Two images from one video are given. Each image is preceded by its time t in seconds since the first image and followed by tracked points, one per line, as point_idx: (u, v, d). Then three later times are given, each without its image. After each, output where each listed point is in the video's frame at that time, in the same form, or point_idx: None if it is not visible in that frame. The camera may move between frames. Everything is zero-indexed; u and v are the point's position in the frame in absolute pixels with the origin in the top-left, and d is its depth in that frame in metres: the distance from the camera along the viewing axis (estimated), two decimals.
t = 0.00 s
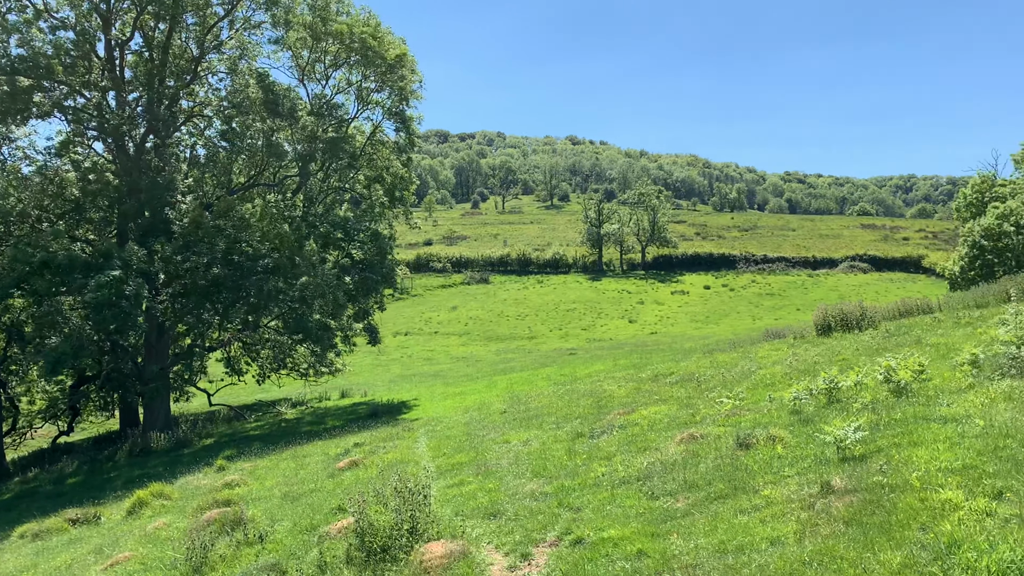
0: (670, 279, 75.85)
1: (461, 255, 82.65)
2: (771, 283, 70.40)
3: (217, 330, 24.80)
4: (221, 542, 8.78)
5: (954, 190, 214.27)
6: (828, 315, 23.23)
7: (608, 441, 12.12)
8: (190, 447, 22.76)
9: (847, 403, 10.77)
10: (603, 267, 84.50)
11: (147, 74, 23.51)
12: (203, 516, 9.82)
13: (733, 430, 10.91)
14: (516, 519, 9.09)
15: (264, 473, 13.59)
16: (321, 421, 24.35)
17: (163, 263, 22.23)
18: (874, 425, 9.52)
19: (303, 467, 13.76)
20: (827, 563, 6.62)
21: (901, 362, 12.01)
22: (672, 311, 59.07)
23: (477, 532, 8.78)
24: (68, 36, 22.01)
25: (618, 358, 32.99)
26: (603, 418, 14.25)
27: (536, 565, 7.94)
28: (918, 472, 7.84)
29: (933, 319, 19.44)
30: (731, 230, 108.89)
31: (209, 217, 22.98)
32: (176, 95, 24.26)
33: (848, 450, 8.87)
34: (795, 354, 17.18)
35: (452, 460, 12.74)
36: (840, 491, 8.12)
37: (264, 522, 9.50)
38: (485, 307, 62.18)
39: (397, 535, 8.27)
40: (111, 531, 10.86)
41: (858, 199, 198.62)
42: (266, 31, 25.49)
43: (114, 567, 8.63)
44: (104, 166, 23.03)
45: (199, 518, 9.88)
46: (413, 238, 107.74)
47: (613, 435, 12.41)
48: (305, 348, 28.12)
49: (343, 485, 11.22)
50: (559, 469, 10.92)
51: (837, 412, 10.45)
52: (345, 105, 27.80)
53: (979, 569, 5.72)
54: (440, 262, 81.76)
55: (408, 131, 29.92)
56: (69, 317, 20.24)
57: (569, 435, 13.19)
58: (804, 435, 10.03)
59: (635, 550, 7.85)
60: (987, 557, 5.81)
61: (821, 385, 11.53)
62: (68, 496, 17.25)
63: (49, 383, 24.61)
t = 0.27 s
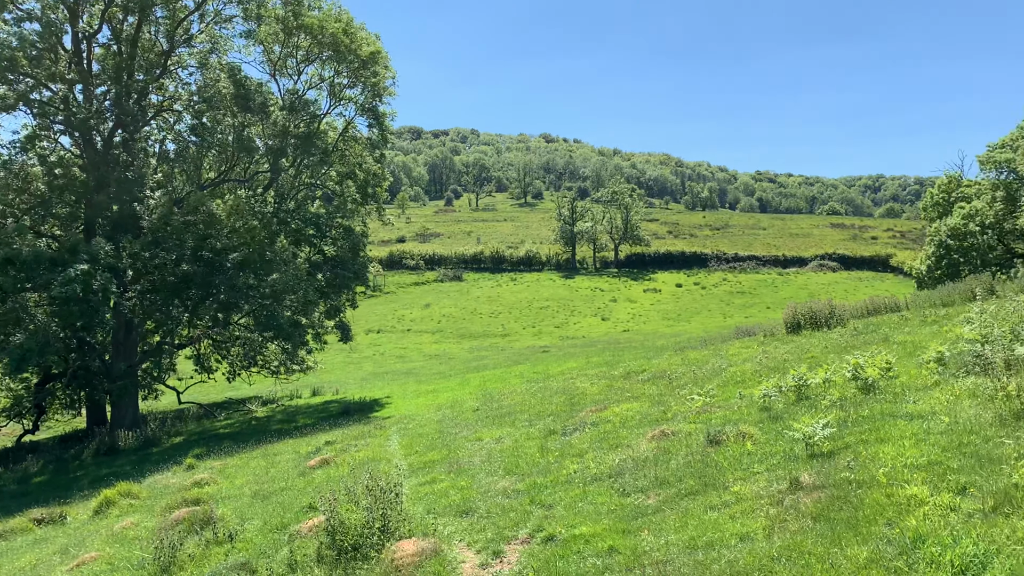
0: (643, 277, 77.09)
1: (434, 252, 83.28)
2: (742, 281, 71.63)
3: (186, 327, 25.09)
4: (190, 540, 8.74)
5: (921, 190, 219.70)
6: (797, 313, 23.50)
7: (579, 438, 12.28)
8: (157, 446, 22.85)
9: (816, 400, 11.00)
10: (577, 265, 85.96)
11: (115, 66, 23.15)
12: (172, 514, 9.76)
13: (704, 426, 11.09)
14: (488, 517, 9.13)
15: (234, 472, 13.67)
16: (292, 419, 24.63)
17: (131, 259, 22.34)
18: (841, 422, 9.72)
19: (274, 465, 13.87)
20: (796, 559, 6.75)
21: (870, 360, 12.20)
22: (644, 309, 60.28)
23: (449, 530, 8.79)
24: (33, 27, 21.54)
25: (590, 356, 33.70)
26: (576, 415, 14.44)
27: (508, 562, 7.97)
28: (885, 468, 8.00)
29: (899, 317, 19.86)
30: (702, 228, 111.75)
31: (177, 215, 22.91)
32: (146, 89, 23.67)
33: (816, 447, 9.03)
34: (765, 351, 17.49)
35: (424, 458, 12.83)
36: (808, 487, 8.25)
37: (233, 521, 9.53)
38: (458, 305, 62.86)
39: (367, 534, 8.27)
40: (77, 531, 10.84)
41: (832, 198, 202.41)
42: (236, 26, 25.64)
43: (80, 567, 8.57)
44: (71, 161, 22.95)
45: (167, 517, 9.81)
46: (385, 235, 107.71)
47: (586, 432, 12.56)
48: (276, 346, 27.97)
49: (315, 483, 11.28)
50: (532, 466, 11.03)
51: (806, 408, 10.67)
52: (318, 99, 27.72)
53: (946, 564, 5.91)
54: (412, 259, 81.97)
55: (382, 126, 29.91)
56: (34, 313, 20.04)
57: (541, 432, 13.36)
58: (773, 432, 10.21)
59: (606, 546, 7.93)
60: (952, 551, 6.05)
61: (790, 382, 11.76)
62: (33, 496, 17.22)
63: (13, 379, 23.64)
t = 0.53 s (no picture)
0: (616, 275, 78.46)
1: (407, 250, 84.74)
2: (712, 280, 73.40)
3: (154, 326, 24.72)
4: (158, 540, 8.70)
5: (889, 190, 225.29)
6: (767, 312, 23.89)
7: (551, 436, 12.46)
8: (125, 446, 22.44)
9: (785, 397, 11.26)
10: (550, 263, 87.78)
11: (82, 60, 23.08)
12: (141, 515, 9.74)
13: (675, 423, 11.31)
14: (460, 515, 9.18)
15: (203, 471, 13.75)
16: (262, 417, 24.96)
17: (98, 255, 22.01)
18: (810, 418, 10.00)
19: (243, 464, 13.99)
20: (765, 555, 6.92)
21: (839, 356, 12.54)
22: (617, 307, 61.57)
23: (421, 528, 8.83)
24: None
25: (562, 354, 34.38)
26: (548, 413, 14.67)
27: (480, 559, 8.02)
28: (852, 463, 8.23)
29: (868, 315, 20.24)
30: (673, 227, 114.43)
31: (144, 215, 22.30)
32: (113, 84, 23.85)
33: (785, 443, 9.22)
34: (735, 350, 17.86)
35: (396, 456, 12.93)
36: (778, 483, 8.45)
37: (203, 521, 9.54)
38: (430, 303, 63.77)
39: (338, 532, 8.29)
40: (42, 532, 10.78)
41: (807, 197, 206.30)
42: (206, 22, 25.69)
43: (45, 568, 8.50)
44: (36, 155, 22.80)
45: (135, 517, 9.79)
46: (358, 232, 107.76)
47: (558, 430, 12.76)
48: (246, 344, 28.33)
49: (286, 482, 11.34)
50: (503, 463, 11.16)
51: (775, 405, 10.95)
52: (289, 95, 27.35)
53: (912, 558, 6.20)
54: (385, 257, 83.28)
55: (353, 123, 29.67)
56: None
57: (513, 430, 13.54)
58: (742, 428, 10.43)
59: (577, 543, 8.01)
60: (914, 544, 6.45)
61: (760, 379, 12.04)
62: None
63: None
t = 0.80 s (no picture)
0: (589, 274, 80.05)
1: (379, 248, 86.23)
2: (683, 277, 75.08)
3: (120, 324, 25.02)
4: (125, 541, 8.68)
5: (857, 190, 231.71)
6: (736, 310, 24.13)
7: (523, 433, 12.66)
8: (92, 445, 22.24)
9: (753, 393, 11.60)
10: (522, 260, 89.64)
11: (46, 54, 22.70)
12: (108, 514, 9.73)
13: (644, 420, 11.59)
14: (430, 514, 9.25)
15: (172, 471, 13.84)
16: (231, 417, 25.14)
17: (62, 252, 21.89)
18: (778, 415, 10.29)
19: (212, 463, 14.12)
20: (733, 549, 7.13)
21: (805, 354, 12.98)
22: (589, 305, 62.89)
23: (392, 526, 8.87)
24: None
25: (534, 352, 35.13)
26: (520, 410, 14.91)
27: (450, 557, 8.08)
28: (819, 459, 8.47)
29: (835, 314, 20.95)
30: (645, 225, 117.03)
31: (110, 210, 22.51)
32: (79, 78, 23.34)
33: (752, 440, 9.49)
34: (706, 347, 18.35)
35: (367, 456, 13.06)
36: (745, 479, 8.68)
37: (171, 521, 9.56)
38: (402, 300, 64.70)
39: (308, 531, 8.28)
40: (5, 533, 10.69)
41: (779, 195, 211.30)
42: (174, 16, 25.28)
43: (9, 570, 8.44)
44: None
45: (101, 517, 9.77)
46: (329, 228, 107.88)
47: (530, 427, 12.97)
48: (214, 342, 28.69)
49: (255, 482, 11.45)
50: (474, 461, 11.30)
51: (743, 401, 11.31)
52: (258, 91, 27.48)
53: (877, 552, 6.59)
54: (356, 255, 85.28)
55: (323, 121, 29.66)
56: None
57: (485, 428, 13.70)
58: (710, 425, 10.73)
59: (547, 540, 8.10)
60: (880, 539, 6.82)
61: (728, 376, 12.40)
62: None
63: None
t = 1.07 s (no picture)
0: (562, 272, 81.43)
1: (351, 245, 85.44)
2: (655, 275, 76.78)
3: (87, 321, 25.34)
4: (91, 542, 8.68)
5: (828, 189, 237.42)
6: (706, 307, 25.22)
7: (495, 430, 12.85)
8: (56, 446, 22.24)
9: (722, 390, 11.93)
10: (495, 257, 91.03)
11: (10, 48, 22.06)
12: (72, 516, 9.82)
13: (615, 417, 11.82)
14: (401, 512, 9.34)
15: (138, 471, 13.95)
16: (199, 415, 25.27)
17: (26, 250, 20.86)
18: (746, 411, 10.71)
19: (180, 463, 14.25)
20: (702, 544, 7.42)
21: (774, 352, 13.42)
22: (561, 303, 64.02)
23: (362, 525, 8.92)
24: None
25: (506, 349, 35.82)
26: (492, 408, 15.09)
27: (421, 555, 8.15)
28: (785, 455, 8.81)
29: (806, 311, 22.27)
30: (618, 223, 119.27)
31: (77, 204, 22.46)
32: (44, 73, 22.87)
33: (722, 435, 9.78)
34: (677, 344, 18.87)
35: (338, 454, 13.18)
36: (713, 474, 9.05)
37: (138, 521, 9.57)
38: (373, 298, 65.16)
39: (277, 530, 8.29)
40: None
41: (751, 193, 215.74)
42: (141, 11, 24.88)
43: None
44: None
45: (66, 519, 9.91)
46: (300, 225, 107.57)
47: (501, 424, 13.15)
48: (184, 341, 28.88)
49: (224, 480, 11.57)
50: (446, 459, 11.41)
51: (713, 398, 11.65)
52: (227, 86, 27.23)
53: (843, 545, 7.00)
54: (327, 252, 84.61)
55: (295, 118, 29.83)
56: None
57: (457, 425, 13.77)
58: (680, 421, 11.02)
59: (518, 537, 8.21)
60: (845, 533, 7.16)
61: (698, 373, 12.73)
62: None
63: None
